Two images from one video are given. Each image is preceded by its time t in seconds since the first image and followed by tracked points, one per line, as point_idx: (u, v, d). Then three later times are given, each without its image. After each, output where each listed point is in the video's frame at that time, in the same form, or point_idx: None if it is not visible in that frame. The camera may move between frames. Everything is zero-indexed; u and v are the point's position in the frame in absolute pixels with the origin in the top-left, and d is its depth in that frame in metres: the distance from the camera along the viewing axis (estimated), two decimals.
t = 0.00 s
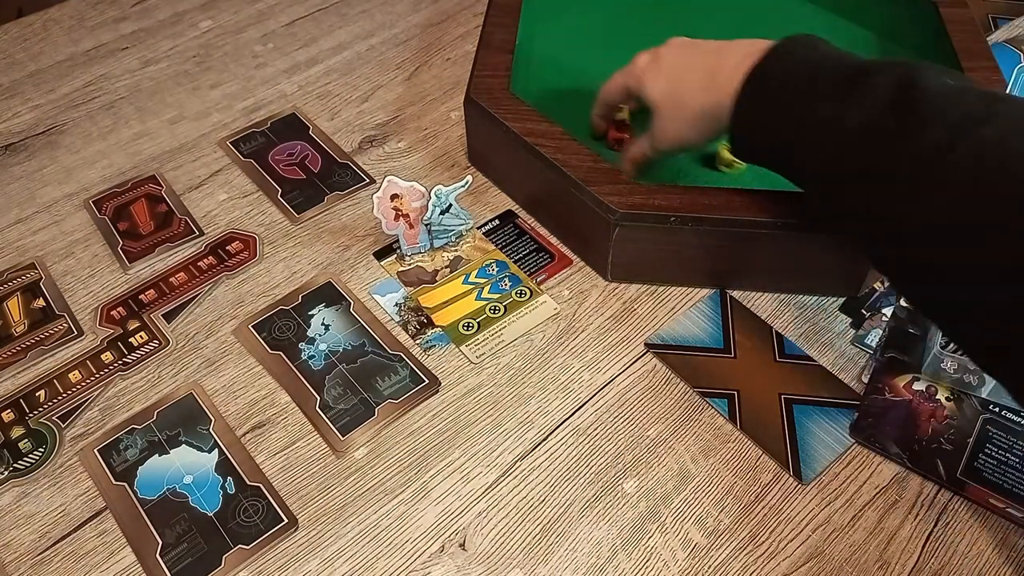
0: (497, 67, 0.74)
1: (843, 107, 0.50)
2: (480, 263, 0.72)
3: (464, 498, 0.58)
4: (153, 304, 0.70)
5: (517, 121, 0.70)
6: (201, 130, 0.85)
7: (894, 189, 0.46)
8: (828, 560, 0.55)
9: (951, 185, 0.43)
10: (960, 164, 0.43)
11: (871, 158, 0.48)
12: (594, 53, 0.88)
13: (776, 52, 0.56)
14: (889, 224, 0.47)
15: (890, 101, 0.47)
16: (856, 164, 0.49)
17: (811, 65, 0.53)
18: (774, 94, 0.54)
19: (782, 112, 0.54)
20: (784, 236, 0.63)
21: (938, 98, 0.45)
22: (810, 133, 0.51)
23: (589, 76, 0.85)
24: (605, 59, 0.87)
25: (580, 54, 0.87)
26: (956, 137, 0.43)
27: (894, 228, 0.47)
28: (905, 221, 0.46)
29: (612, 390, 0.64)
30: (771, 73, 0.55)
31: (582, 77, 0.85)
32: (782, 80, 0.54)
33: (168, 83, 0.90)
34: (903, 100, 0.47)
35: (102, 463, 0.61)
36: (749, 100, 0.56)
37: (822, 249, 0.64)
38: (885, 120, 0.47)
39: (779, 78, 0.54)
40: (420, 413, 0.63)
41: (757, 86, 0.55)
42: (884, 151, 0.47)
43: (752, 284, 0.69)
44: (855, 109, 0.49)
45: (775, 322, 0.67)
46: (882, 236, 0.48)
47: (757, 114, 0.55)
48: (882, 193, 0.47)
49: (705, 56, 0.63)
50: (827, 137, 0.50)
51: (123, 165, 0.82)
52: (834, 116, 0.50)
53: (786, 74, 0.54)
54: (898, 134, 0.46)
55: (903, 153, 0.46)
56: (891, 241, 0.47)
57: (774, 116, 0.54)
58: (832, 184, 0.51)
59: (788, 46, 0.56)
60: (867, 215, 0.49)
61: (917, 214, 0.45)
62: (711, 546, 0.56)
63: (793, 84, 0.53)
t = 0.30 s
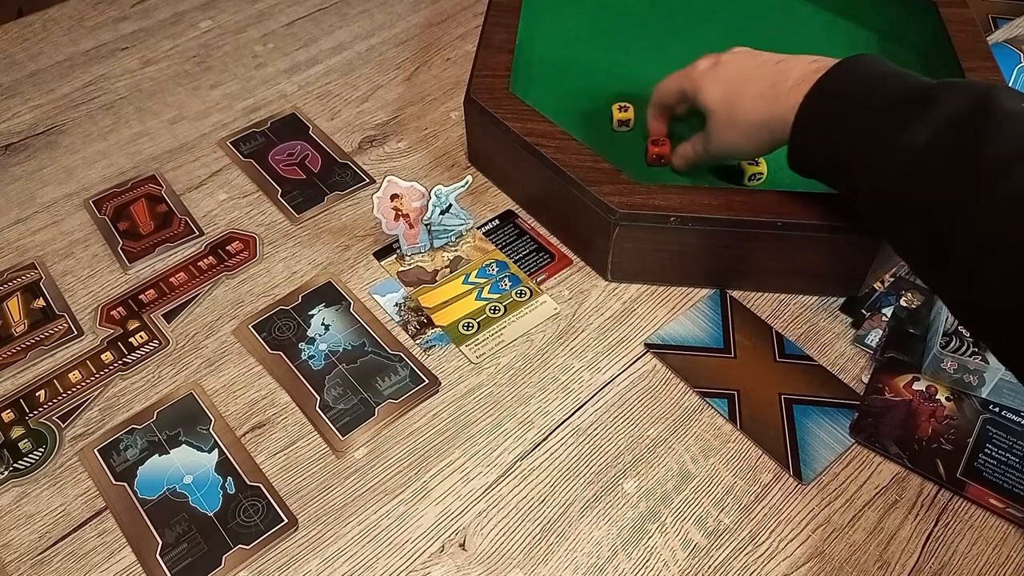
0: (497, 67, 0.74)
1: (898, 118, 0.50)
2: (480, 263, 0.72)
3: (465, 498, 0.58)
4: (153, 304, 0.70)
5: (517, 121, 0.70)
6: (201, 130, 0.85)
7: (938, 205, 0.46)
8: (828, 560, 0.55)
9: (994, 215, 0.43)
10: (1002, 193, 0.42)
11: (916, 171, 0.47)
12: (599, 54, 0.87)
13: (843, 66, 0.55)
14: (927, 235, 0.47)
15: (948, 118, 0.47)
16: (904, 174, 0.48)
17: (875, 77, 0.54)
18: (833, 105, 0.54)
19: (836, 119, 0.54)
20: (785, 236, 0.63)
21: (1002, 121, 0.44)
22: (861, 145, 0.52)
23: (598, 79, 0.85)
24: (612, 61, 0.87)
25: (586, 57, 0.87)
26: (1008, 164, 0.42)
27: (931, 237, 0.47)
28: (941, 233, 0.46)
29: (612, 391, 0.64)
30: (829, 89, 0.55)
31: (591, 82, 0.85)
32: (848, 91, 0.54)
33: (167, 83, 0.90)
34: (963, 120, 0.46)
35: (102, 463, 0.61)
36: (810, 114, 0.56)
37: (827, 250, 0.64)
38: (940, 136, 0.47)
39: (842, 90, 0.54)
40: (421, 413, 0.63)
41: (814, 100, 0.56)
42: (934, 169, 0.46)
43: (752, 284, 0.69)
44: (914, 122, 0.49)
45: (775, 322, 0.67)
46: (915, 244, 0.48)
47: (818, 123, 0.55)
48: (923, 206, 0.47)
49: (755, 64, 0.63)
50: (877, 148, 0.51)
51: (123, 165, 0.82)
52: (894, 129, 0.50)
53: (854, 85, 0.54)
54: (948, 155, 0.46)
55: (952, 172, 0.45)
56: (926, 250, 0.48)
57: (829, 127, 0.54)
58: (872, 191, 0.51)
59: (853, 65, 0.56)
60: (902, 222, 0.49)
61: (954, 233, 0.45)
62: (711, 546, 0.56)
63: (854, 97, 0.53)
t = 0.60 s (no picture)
0: (497, 67, 0.74)
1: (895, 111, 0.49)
2: (480, 263, 0.72)
3: (464, 498, 0.58)
4: (153, 304, 0.70)
5: (518, 121, 0.70)
6: (201, 130, 0.85)
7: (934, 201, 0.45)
8: (828, 560, 0.55)
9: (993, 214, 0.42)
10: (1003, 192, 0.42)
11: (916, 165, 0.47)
12: (599, 55, 0.88)
13: (840, 59, 0.55)
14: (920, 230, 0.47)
15: (949, 114, 0.46)
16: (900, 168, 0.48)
17: (872, 72, 0.53)
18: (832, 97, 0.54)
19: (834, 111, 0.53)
20: (785, 236, 0.63)
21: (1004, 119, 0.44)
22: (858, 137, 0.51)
23: (598, 81, 0.85)
24: (612, 61, 0.87)
25: (586, 58, 0.87)
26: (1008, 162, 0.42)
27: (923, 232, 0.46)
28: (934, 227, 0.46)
29: (612, 391, 0.64)
30: (828, 82, 0.54)
31: (591, 84, 0.85)
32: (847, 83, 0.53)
33: (167, 83, 0.90)
34: (963, 115, 0.45)
35: (102, 463, 0.61)
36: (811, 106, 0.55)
37: (827, 249, 0.64)
38: (938, 137, 0.46)
39: (841, 82, 0.54)
40: (421, 413, 0.63)
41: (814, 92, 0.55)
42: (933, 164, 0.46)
43: (752, 284, 0.69)
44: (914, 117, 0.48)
45: (775, 322, 0.67)
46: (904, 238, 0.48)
47: (817, 115, 0.55)
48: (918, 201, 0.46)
49: (761, 57, 0.64)
50: (874, 140, 0.50)
51: (123, 165, 0.82)
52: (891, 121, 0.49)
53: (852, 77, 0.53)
54: (948, 151, 0.45)
55: (952, 169, 0.44)
56: (916, 245, 0.47)
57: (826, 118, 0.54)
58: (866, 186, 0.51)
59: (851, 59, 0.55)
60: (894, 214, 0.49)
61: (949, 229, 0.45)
62: (711, 546, 0.56)
63: (851, 89, 0.53)
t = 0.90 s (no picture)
0: (497, 67, 0.74)
1: (901, 85, 0.46)
2: (480, 263, 0.72)
3: (464, 498, 0.58)
4: (153, 304, 0.70)
5: (518, 121, 0.70)
6: (201, 130, 0.85)
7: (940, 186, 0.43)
8: (828, 560, 0.55)
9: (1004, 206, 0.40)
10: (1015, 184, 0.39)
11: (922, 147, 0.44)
12: (599, 54, 0.88)
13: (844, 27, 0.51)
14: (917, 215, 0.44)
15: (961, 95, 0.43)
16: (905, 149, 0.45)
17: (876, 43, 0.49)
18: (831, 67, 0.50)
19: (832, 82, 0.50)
20: (784, 236, 0.63)
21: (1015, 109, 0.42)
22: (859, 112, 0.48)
23: (597, 79, 0.85)
24: (612, 60, 0.87)
25: (586, 57, 0.87)
26: None
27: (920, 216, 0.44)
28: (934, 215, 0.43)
29: (612, 391, 0.64)
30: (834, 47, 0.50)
31: (590, 81, 0.85)
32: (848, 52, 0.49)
33: (167, 83, 0.90)
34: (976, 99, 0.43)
35: (102, 463, 0.61)
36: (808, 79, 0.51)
37: (827, 249, 0.64)
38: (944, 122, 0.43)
39: (844, 51, 0.50)
40: (421, 413, 0.63)
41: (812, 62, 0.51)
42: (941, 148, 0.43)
43: (752, 284, 0.69)
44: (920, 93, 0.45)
45: (775, 322, 0.67)
46: (899, 222, 0.45)
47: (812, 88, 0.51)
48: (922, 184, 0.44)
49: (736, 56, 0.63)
50: (875, 118, 0.47)
51: (123, 165, 0.82)
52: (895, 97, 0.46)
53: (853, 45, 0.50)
54: (960, 134, 0.42)
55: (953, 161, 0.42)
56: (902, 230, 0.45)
57: (823, 91, 0.50)
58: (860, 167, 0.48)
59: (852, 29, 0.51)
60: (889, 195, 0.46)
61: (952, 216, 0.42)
62: (711, 546, 0.56)
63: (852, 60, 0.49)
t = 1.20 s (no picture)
0: (497, 67, 0.74)
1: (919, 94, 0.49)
2: (480, 263, 0.72)
3: (464, 498, 0.58)
4: (153, 304, 0.70)
5: (518, 121, 0.70)
6: (201, 130, 0.85)
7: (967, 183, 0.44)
8: (828, 560, 0.55)
9: None
10: None
11: (950, 155, 0.45)
12: (600, 54, 0.88)
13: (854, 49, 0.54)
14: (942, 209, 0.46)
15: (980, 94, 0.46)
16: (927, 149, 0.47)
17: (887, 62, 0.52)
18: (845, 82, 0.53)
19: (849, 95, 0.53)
20: (784, 236, 0.63)
21: None
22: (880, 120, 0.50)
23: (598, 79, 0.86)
24: (613, 60, 0.88)
25: (586, 57, 0.87)
26: None
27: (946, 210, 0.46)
28: (965, 218, 0.45)
29: (612, 391, 0.64)
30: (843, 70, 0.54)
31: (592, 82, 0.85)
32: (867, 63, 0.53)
33: (167, 83, 0.90)
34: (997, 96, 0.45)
35: (102, 463, 0.61)
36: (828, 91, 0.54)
37: (827, 250, 0.64)
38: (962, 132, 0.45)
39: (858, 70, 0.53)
40: (421, 413, 0.63)
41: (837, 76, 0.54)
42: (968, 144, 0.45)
43: (752, 284, 0.69)
44: (936, 100, 0.48)
45: (775, 322, 0.67)
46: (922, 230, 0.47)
47: (828, 98, 0.54)
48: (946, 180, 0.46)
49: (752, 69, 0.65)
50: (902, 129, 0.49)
51: (123, 165, 0.82)
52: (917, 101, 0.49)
53: (867, 60, 0.53)
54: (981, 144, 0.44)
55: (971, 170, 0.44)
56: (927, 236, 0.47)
57: (845, 100, 0.53)
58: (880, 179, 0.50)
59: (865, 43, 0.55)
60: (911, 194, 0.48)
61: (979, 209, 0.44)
62: (711, 546, 0.56)
63: (870, 73, 0.52)
